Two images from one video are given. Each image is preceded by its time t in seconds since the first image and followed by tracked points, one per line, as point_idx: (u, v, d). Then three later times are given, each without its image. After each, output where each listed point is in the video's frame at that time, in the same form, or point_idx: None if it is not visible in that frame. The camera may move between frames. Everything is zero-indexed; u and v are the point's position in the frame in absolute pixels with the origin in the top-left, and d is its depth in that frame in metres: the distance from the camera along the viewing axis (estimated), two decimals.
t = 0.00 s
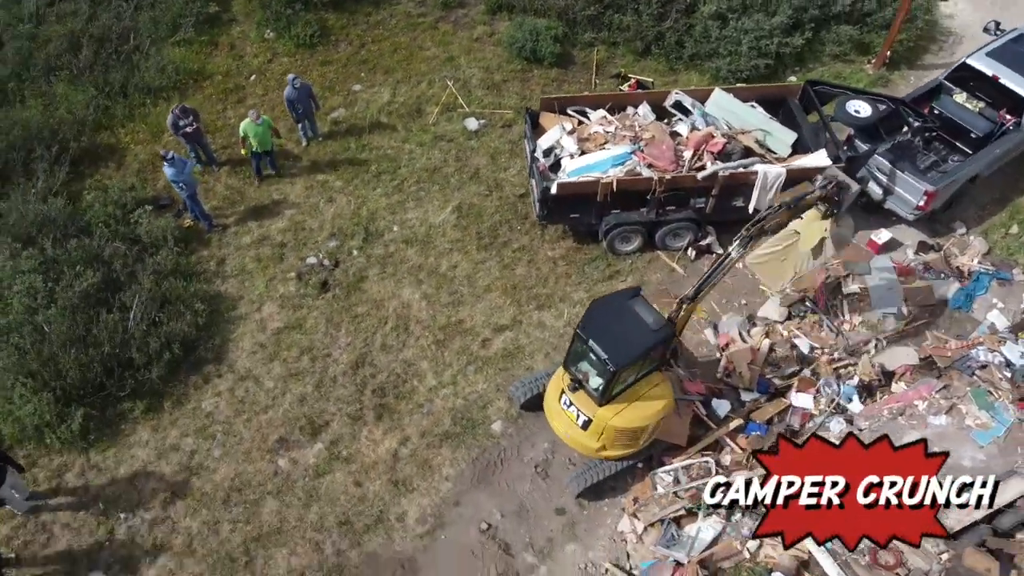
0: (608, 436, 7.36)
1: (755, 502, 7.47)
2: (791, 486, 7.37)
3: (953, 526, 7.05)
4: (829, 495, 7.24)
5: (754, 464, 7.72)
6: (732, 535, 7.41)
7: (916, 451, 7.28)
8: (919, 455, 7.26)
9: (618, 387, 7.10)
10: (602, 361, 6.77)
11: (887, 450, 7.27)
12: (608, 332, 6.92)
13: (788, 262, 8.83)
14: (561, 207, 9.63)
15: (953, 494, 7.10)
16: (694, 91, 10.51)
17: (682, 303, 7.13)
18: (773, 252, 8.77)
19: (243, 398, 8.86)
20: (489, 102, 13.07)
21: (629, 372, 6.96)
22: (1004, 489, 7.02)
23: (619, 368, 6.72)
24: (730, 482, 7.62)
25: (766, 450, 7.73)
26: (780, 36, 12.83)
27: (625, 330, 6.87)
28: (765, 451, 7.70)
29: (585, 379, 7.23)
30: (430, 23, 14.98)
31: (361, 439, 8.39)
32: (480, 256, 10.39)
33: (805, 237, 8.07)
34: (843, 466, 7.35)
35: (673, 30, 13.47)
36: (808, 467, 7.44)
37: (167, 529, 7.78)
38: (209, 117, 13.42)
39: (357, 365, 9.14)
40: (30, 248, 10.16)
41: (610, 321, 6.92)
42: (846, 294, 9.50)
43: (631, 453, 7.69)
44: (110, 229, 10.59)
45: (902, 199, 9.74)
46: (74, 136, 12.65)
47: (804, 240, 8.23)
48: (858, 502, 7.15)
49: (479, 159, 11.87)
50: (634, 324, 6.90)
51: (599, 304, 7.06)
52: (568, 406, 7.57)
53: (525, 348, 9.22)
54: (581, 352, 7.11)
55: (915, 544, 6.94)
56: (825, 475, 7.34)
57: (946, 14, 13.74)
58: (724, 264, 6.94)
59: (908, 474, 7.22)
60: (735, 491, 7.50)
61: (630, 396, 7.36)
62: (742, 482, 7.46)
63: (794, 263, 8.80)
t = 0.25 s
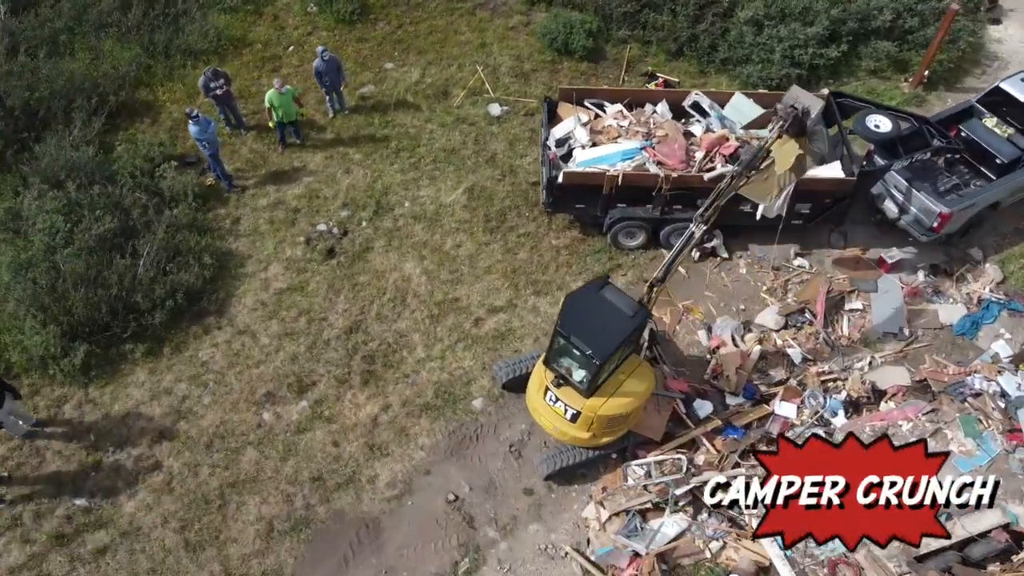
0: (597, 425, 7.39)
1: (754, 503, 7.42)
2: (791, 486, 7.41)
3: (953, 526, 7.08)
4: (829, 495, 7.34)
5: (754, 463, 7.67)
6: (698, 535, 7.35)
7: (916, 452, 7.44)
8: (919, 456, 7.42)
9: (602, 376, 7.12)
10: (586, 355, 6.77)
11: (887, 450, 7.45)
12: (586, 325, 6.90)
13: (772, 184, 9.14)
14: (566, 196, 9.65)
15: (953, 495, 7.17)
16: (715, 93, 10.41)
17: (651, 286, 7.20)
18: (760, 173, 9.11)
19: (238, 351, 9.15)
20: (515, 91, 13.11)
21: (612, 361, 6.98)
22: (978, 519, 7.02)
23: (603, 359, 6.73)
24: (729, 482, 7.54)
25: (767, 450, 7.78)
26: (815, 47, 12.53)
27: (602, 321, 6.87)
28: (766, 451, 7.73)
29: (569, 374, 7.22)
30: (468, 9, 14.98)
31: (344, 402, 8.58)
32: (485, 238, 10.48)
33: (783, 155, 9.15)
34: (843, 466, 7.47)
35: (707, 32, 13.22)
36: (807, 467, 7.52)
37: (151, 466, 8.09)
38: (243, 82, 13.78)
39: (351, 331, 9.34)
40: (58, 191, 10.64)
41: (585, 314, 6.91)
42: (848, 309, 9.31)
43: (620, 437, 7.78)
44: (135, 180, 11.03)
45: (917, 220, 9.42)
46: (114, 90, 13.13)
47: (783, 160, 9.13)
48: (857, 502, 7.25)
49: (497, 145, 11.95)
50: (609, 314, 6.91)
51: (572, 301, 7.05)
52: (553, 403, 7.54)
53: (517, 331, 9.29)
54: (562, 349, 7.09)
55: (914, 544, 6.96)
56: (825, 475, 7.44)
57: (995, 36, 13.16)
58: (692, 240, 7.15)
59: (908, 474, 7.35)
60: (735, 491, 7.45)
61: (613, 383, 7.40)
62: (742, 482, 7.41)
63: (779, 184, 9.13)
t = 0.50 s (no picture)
0: (593, 420, 7.42)
1: (754, 503, 7.38)
2: (791, 486, 7.40)
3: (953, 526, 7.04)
4: (829, 495, 7.34)
5: (753, 463, 7.67)
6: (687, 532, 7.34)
7: (916, 452, 7.48)
8: (919, 456, 7.45)
9: (597, 372, 7.14)
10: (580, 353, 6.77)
11: (887, 450, 7.46)
12: (580, 322, 6.89)
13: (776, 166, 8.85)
14: (569, 193, 9.67)
15: (953, 494, 7.19)
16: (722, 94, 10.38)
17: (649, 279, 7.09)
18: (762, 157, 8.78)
19: (239, 338, 9.24)
20: (523, 87, 13.12)
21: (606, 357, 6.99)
22: (969, 526, 6.96)
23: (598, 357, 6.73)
24: (729, 482, 7.51)
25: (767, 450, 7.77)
26: (825, 50, 12.46)
27: (596, 318, 6.87)
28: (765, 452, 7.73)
29: (564, 370, 7.24)
30: (479, 4, 15.01)
31: (341, 391, 8.64)
32: (488, 233, 10.51)
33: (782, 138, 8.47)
34: (843, 466, 7.46)
35: (718, 33, 13.15)
36: (807, 467, 7.52)
37: (149, 448, 8.19)
38: (253, 73, 13.86)
39: (351, 321, 9.40)
40: (67, 175, 10.77)
41: (579, 311, 6.90)
42: (849, 313, 9.26)
43: (614, 433, 7.81)
44: (143, 166, 11.15)
45: (919, 226, 9.38)
46: (126, 78, 13.26)
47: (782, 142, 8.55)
48: (857, 502, 7.25)
49: (503, 141, 11.97)
50: (603, 310, 6.90)
51: (565, 298, 7.03)
52: (548, 399, 7.57)
53: (515, 325, 9.31)
54: (556, 346, 7.10)
55: (915, 544, 6.92)
56: (825, 475, 7.44)
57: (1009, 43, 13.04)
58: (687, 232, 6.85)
59: (908, 474, 7.37)
60: (735, 491, 7.40)
61: (608, 378, 7.42)
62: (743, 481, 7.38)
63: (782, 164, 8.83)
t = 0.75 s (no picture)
0: (586, 416, 7.43)
1: (754, 503, 7.41)
2: (791, 486, 7.41)
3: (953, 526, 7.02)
4: (829, 495, 7.32)
5: (745, 464, 7.70)
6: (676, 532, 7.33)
7: (916, 452, 7.47)
8: (919, 456, 7.44)
9: (591, 368, 7.13)
10: (573, 349, 6.74)
11: (887, 450, 7.46)
12: (574, 318, 6.86)
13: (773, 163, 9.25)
14: (572, 189, 9.66)
15: (953, 494, 7.15)
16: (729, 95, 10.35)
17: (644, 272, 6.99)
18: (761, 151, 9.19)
19: (239, 323, 9.33)
20: (533, 84, 13.13)
21: (600, 353, 6.98)
22: (961, 534, 6.89)
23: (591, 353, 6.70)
24: (730, 482, 7.54)
25: (767, 450, 7.78)
26: (838, 53, 12.35)
27: (590, 313, 6.86)
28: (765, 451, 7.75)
29: (558, 366, 7.23)
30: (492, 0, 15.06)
31: (338, 378, 8.71)
32: (491, 227, 10.53)
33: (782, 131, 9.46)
34: (843, 466, 7.46)
35: (729, 35, 13.08)
36: (807, 467, 7.53)
37: (147, 429, 8.29)
38: (265, 63, 13.97)
39: (351, 310, 9.47)
40: (78, 159, 10.92)
41: (573, 307, 6.90)
42: (849, 317, 9.20)
43: (608, 429, 7.82)
44: (153, 152, 11.28)
45: (924, 233, 9.29)
46: (140, 65, 13.41)
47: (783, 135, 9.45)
48: (857, 502, 7.23)
49: (509, 137, 12.00)
50: (597, 306, 6.89)
51: (559, 294, 7.03)
52: (543, 395, 7.58)
53: (514, 320, 9.33)
54: (550, 342, 7.09)
55: (915, 544, 6.88)
56: (825, 475, 7.44)
57: None
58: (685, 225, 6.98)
59: (908, 474, 7.36)
60: (735, 491, 7.41)
61: (602, 374, 7.42)
62: (742, 481, 7.40)
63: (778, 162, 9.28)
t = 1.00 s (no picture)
0: (580, 412, 7.42)
1: (754, 503, 7.36)
2: (791, 486, 7.35)
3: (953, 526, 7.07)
4: (829, 495, 7.30)
5: (735, 465, 7.65)
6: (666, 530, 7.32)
7: (915, 452, 7.45)
8: (918, 456, 7.42)
9: (586, 364, 7.13)
10: (568, 344, 6.73)
11: (887, 450, 7.44)
12: (569, 313, 6.86)
13: (771, 169, 8.61)
14: (574, 186, 9.66)
15: (953, 494, 7.18)
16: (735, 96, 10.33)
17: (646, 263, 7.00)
18: (756, 160, 8.49)
19: (240, 311, 9.42)
20: (540, 82, 13.14)
21: (595, 349, 6.97)
22: (953, 542, 6.89)
23: (585, 348, 6.69)
24: (730, 482, 7.48)
25: (767, 450, 7.69)
26: (848, 57, 12.28)
27: (585, 308, 6.86)
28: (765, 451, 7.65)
29: (553, 361, 7.22)
30: None
31: (336, 368, 8.77)
32: (493, 222, 10.56)
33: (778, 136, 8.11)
34: (843, 466, 7.43)
35: (739, 36, 13.04)
36: (807, 467, 7.47)
37: (145, 412, 8.39)
38: (276, 55, 14.06)
39: (350, 301, 9.53)
40: (87, 144, 11.04)
41: (568, 302, 6.90)
42: (849, 322, 9.14)
43: (601, 425, 7.82)
44: (162, 140, 11.40)
45: (928, 239, 9.21)
46: (152, 54, 13.54)
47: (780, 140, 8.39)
48: (857, 502, 7.22)
49: (515, 134, 12.02)
50: (593, 302, 6.90)
51: (555, 289, 7.03)
52: (537, 389, 7.58)
53: (512, 315, 9.35)
54: (545, 337, 7.08)
55: (915, 544, 6.88)
56: (825, 475, 7.41)
57: None
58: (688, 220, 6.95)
59: (908, 474, 7.36)
60: (735, 491, 7.37)
61: (597, 370, 7.42)
62: (742, 481, 7.35)
63: (776, 168, 8.61)
